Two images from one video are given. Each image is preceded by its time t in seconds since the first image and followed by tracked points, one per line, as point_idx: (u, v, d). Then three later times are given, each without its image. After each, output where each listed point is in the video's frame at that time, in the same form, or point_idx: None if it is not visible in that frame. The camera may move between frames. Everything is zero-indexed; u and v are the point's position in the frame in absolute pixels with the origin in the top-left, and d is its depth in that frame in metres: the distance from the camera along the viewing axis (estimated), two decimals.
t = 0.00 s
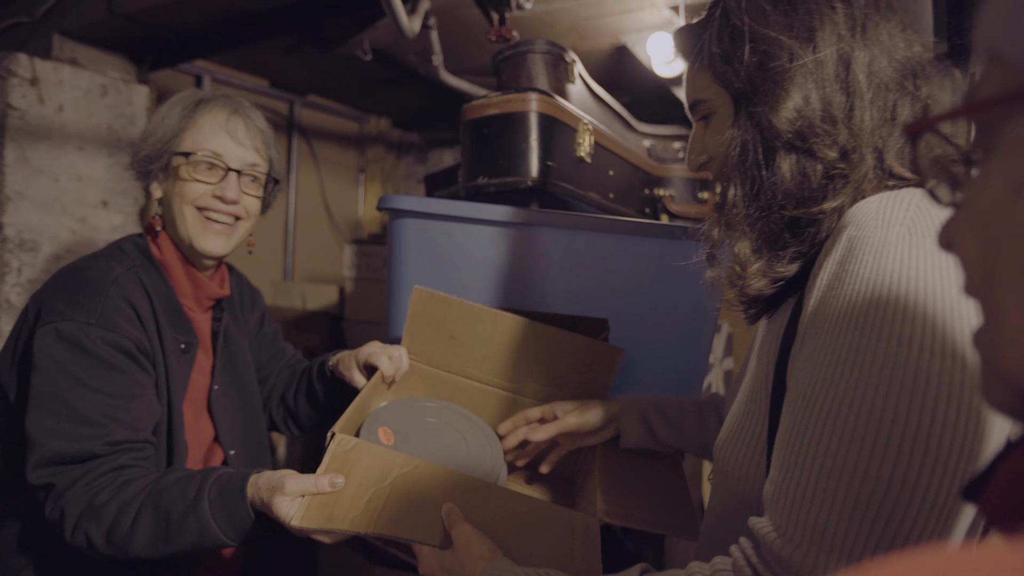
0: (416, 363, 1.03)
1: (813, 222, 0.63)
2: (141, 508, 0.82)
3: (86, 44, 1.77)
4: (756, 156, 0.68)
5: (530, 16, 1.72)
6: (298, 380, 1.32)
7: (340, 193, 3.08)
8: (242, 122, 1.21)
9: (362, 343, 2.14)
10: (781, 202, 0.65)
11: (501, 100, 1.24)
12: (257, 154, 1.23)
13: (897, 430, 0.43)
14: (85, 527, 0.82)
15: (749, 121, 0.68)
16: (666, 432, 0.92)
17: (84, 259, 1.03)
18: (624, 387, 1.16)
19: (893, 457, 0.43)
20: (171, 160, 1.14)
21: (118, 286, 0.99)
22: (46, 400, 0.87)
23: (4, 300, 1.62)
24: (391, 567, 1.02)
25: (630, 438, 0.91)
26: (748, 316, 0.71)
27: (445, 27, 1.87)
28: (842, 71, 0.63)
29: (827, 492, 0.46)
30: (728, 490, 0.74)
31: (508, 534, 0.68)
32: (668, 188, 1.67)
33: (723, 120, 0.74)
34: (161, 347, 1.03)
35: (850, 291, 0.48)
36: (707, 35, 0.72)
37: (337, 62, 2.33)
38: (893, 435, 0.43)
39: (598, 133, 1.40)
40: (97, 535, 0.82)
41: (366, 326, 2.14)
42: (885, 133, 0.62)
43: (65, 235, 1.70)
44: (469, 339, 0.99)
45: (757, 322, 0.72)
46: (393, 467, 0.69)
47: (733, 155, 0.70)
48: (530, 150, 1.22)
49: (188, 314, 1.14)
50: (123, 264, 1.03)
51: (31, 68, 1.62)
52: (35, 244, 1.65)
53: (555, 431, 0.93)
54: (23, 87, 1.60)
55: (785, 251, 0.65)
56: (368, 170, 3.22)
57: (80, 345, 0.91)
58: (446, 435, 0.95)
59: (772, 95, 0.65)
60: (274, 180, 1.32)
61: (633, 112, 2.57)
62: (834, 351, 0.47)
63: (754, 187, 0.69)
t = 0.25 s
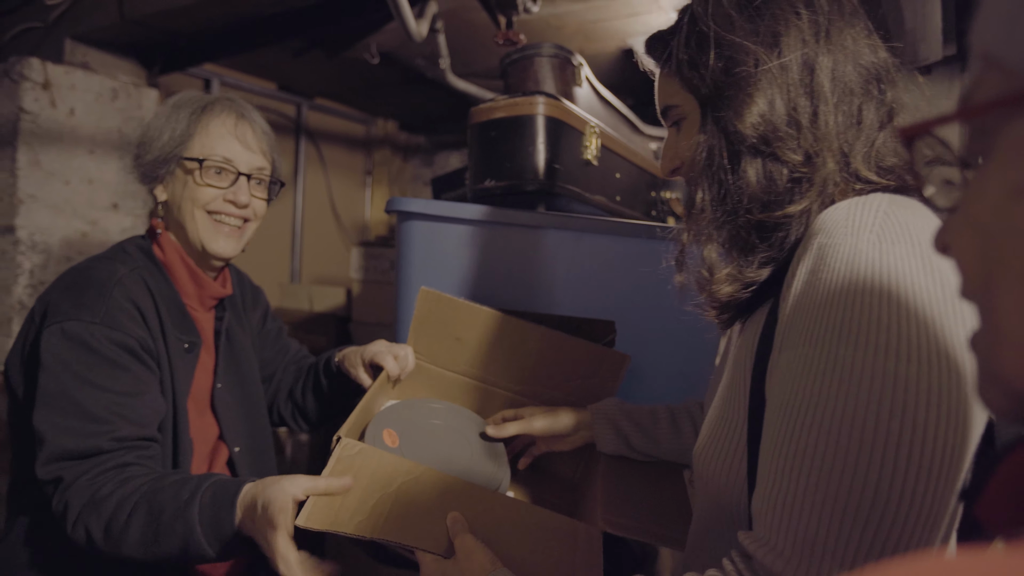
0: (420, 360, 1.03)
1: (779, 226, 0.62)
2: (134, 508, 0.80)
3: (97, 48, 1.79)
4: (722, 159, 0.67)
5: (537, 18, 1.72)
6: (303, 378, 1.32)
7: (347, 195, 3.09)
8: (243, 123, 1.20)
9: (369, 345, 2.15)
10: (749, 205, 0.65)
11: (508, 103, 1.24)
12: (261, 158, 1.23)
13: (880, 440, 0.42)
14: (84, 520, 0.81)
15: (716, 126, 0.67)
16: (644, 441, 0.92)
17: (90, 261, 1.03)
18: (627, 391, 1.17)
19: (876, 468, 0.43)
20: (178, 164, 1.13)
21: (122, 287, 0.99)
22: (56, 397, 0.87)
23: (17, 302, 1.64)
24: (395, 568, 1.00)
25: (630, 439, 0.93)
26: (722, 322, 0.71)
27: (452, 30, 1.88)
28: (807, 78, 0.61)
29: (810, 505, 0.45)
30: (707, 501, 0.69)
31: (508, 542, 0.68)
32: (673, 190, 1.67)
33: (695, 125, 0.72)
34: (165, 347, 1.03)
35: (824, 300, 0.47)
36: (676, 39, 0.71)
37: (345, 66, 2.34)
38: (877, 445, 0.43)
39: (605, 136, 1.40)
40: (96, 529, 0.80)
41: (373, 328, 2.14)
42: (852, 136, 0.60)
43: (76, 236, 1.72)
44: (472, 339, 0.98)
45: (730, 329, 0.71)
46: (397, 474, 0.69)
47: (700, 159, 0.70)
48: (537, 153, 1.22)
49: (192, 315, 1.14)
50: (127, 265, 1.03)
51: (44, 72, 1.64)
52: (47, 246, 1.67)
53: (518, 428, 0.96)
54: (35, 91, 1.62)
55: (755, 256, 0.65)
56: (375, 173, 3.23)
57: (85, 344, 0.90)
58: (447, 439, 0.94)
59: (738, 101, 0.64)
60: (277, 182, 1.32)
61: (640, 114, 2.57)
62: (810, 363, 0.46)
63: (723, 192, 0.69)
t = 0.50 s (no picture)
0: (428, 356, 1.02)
1: (758, 226, 0.62)
2: (116, 476, 0.76)
3: (103, 50, 1.80)
4: (701, 161, 0.67)
5: (541, 18, 1.72)
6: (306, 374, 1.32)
7: (351, 194, 3.10)
8: (242, 124, 1.21)
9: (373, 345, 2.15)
10: (728, 207, 0.65)
11: (513, 103, 1.25)
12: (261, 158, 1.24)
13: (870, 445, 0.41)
14: (52, 497, 0.76)
15: (694, 129, 0.67)
16: (631, 442, 0.93)
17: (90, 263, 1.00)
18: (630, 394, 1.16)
19: (864, 474, 0.41)
20: (180, 163, 1.14)
21: (120, 286, 0.96)
22: (39, 386, 0.84)
23: (24, 301, 1.65)
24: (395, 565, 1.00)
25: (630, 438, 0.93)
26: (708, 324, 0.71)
27: (457, 31, 1.88)
28: (783, 77, 0.60)
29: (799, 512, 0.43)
30: (695, 500, 0.67)
31: (508, 531, 0.68)
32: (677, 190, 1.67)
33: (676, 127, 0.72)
34: (160, 347, 1.00)
35: (805, 301, 0.45)
36: (655, 43, 0.71)
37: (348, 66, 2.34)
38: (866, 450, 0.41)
39: (609, 135, 1.41)
40: (63, 506, 0.75)
41: (377, 328, 2.15)
42: (830, 136, 0.60)
43: (83, 236, 1.73)
44: (478, 334, 0.98)
45: (716, 330, 0.71)
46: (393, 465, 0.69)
47: (680, 161, 0.70)
48: (541, 153, 1.22)
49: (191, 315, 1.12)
50: (126, 265, 1.01)
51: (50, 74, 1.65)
52: (54, 246, 1.68)
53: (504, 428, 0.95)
54: (42, 92, 1.63)
55: (738, 258, 0.65)
56: (379, 173, 3.23)
57: (78, 338, 0.87)
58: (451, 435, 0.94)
59: (716, 103, 0.63)
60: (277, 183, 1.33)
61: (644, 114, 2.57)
62: (793, 366, 0.44)
63: (702, 194, 0.69)
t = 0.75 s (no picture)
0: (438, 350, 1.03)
1: (768, 221, 0.62)
2: (141, 448, 0.75)
3: (119, 47, 1.82)
4: (709, 157, 0.67)
5: (554, 13, 1.72)
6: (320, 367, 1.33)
7: (363, 191, 3.11)
8: (259, 120, 1.21)
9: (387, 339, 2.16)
10: (738, 203, 0.65)
11: (527, 98, 1.24)
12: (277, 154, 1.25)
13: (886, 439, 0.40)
14: (73, 474, 0.74)
15: (703, 125, 0.67)
16: (644, 437, 0.93)
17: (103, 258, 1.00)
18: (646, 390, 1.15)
19: (882, 468, 0.40)
20: (203, 159, 1.13)
21: (134, 280, 0.95)
22: (55, 372, 0.82)
23: (44, 297, 1.68)
24: (410, 558, 1.00)
25: (646, 435, 0.93)
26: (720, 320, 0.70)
27: (469, 26, 1.88)
28: (790, 73, 0.60)
29: (818, 508, 0.43)
30: (709, 495, 0.67)
31: (519, 529, 0.68)
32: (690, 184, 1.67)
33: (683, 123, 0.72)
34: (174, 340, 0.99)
35: (817, 296, 0.44)
36: (662, 39, 0.71)
37: (361, 62, 2.35)
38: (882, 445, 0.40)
39: (623, 130, 1.40)
40: (86, 482, 0.73)
41: (390, 323, 2.16)
42: (839, 129, 0.59)
43: (101, 233, 1.75)
44: (488, 329, 0.99)
45: (727, 324, 0.71)
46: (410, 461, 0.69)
47: (688, 157, 0.69)
48: (554, 147, 1.22)
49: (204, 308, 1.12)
50: (139, 259, 1.00)
51: (69, 72, 1.67)
52: (73, 243, 1.70)
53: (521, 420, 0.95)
54: (60, 90, 1.66)
55: (748, 252, 0.65)
56: (391, 169, 3.24)
57: (92, 329, 0.85)
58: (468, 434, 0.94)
59: (724, 99, 0.63)
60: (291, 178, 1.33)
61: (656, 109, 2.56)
62: (806, 362, 0.44)
63: (711, 189, 0.69)
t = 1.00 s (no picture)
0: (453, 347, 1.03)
1: (788, 213, 0.62)
2: (166, 449, 0.75)
3: (135, 47, 1.84)
4: (727, 150, 0.66)
5: (566, 7, 1.71)
6: (335, 362, 1.34)
7: (377, 188, 3.12)
8: (275, 120, 1.21)
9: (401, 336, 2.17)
10: (757, 196, 0.64)
11: (539, 93, 1.24)
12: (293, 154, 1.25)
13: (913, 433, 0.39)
14: (98, 474, 0.74)
15: (719, 119, 0.66)
16: (659, 429, 0.92)
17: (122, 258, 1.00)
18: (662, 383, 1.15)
19: (907, 464, 0.40)
20: (222, 158, 1.13)
21: (152, 279, 0.96)
22: (78, 372, 0.82)
23: (64, 296, 1.70)
24: (426, 554, 1.00)
25: (662, 431, 0.92)
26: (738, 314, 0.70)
27: (482, 21, 1.88)
28: (807, 64, 0.59)
29: (844, 506, 0.42)
30: (729, 491, 0.66)
31: (538, 523, 0.68)
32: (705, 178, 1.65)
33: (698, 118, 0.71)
34: (192, 338, 0.99)
35: (839, 291, 0.44)
36: (676, 34, 0.70)
37: (373, 59, 2.35)
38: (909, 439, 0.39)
39: (637, 124, 1.39)
40: (111, 481, 0.74)
41: (404, 320, 2.17)
42: (859, 119, 0.58)
43: (118, 232, 1.77)
44: (502, 325, 0.99)
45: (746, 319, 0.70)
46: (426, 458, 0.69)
47: (705, 151, 0.69)
48: (569, 142, 1.21)
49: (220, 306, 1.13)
50: (157, 259, 1.01)
51: (85, 72, 1.69)
52: (91, 242, 1.72)
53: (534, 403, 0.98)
54: (77, 91, 1.67)
55: (767, 246, 0.64)
56: (404, 165, 3.25)
57: (113, 328, 0.86)
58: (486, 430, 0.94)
59: (740, 93, 0.62)
60: (305, 176, 1.34)
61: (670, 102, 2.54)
62: (829, 357, 0.43)
63: (729, 183, 0.68)
